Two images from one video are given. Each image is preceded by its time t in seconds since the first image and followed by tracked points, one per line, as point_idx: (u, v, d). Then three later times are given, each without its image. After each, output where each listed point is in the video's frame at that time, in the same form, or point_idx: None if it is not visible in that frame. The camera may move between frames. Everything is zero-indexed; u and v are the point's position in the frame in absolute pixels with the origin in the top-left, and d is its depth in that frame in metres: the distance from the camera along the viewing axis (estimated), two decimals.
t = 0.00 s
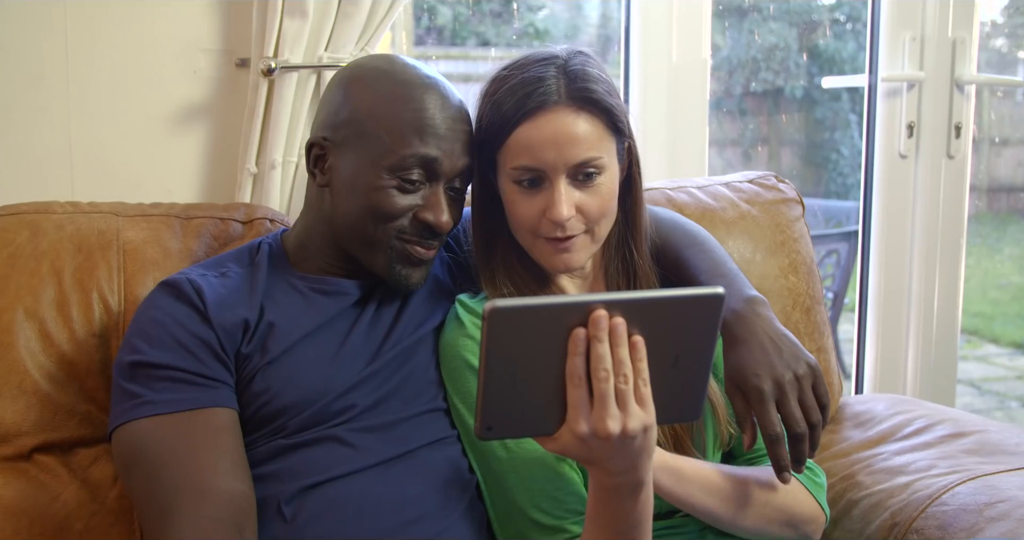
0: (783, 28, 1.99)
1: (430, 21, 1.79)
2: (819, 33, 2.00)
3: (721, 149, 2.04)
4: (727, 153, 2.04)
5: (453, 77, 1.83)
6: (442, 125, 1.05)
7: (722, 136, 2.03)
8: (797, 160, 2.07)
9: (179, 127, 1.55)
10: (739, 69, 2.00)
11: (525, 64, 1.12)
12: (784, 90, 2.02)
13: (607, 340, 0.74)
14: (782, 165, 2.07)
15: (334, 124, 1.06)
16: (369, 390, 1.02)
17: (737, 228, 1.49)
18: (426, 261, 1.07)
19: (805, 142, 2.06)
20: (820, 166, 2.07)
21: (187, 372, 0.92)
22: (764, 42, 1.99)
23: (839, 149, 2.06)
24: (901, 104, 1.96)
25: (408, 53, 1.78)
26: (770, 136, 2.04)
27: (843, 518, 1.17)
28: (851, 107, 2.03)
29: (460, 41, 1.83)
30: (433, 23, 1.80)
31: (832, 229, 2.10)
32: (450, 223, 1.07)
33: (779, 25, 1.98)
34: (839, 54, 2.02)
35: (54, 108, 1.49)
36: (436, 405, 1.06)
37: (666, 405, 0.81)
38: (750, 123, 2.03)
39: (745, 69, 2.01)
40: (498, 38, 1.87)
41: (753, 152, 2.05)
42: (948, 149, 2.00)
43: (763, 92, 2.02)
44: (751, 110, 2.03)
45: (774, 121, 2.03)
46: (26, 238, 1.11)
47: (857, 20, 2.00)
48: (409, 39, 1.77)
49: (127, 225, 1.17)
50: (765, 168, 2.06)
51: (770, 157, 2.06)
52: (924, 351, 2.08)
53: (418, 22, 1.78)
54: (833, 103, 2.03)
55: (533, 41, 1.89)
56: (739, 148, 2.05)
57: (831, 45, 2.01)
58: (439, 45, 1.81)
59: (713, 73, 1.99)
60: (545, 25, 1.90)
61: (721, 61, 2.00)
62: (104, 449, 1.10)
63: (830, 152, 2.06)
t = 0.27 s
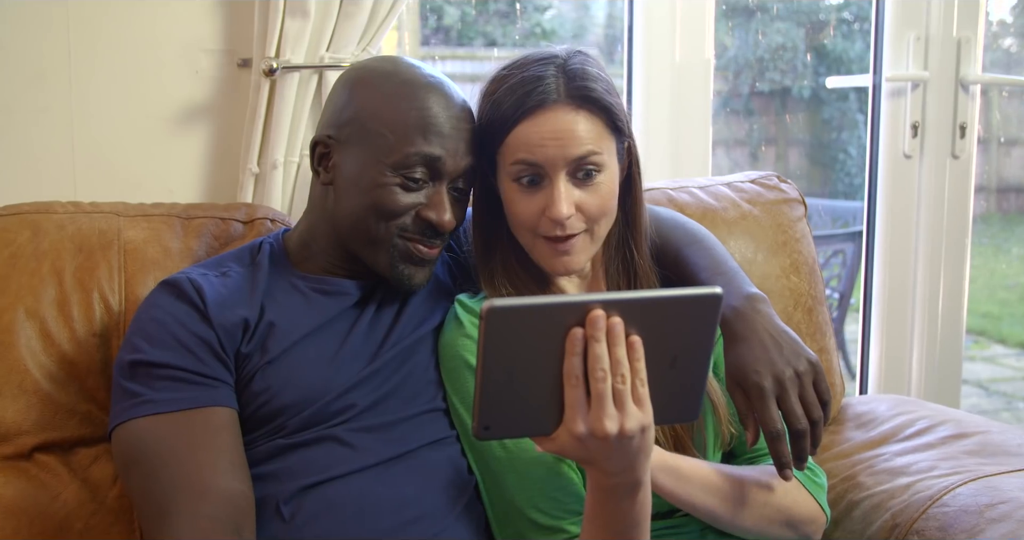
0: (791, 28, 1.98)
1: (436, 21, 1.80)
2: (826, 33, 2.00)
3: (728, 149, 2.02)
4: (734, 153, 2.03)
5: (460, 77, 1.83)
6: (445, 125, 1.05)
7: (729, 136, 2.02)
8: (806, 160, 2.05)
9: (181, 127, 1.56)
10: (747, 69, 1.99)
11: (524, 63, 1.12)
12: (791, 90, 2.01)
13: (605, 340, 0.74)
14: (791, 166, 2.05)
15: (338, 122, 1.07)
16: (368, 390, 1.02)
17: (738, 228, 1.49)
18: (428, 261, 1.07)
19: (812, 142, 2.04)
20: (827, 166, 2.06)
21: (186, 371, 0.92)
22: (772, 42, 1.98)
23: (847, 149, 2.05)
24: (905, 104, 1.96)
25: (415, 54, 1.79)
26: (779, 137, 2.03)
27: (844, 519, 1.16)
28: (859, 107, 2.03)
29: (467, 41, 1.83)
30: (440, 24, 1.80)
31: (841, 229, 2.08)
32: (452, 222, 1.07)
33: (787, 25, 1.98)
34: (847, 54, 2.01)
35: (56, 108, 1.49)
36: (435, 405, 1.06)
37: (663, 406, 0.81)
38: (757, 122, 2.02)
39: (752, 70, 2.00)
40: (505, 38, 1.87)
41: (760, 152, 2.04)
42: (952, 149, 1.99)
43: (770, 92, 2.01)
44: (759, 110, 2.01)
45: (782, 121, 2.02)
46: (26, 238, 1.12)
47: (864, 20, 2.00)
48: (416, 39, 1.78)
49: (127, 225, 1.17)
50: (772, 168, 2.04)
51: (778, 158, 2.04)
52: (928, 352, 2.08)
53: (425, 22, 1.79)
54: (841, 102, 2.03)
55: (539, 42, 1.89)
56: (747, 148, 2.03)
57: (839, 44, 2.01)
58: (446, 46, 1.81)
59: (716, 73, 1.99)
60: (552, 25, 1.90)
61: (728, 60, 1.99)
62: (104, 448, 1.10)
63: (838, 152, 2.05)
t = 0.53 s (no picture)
0: (802, 28, 1.98)
1: (447, 22, 1.80)
2: (837, 33, 1.99)
3: (740, 149, 2.03)
4: (745, 153, 2.03)
5: (469, 77, 1.83)
6: (447, 122, 1.05)
7: (742, 136, 2.02)
8: (817, 160, 2.05)
9: (187, 127, 1.56)
10: (758, 69, 1.99)
11: (529, 61, 1.13)
12: (802, 90, 2.01)
13: (605, 346, 0.74)
14: (801, 166, 2.04)
15: (341, 120, 1.07)
16: (371, 390, 1.02)
17: (744, 228, 1.49)
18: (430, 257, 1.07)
19: (823, 142, 2.04)
20: (839, 166, 2.05)
21: (189, 370, 0.92)
22: (784, 41, 1.98)
23: (859, 149, 2.04)
24: (913, 104, 1.95)
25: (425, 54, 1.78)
26: (790, 137, 2.03)
27: (848, 520, 1.16)
28: (871, 107, 2.02)
29: (477, 41, 1.83)
30: (450, 24, 1.80)
31: (851, 229, 2.08)
32: (455, 219, 1.07)
33: (798, 24, 1.98)
34: (858, 54, 2.01)
35: (62, 108, 1.50)
36: (438, 405, 1.06)
37: (665, 412, 0.81)
38: (769, 122, 2.02)
39: (763, 70, 1.99)
40: (515, 38, 1.87)
41: (772, 152, 2.03)
42: (961, 148, 1.98)
43: (781, 92, 2.00)
44: (770, 110, 2.01)
45: (792, 121, 2.02)
46: (32, 238, 1.12)
47: (875, 19, 1.99)
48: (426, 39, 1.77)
49: (132, 225, 1.18)
50: (783, 169, 2.04)
51: (789, 158, 2.04)
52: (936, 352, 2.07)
53: (435, 22, 1.79)
54: (853, 102, 2.02)
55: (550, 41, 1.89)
56: (758, 148, 2.03)
57: (850, 44, 2.00)
58: (456, 46, 1.81)
59: (723, 73, 1.98)
60: (562, 25, 1.90)
61: (739, 60, 1.98)
62: (108, 447, 1.11)
63: (849, 152, 2.04)
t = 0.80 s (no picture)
0: (811, 28, 1.98)
1: (455, 22, 1.80)
2: (846, 32, 1.99)
3: (749, 149, 2.03)
4: (754, 153, 2.03)
5: (476, 77, 1.83)
6: (448, 111, 1.05)
7: (750, 136, 2.02)
8: (825, 160, 2.05)
9: (191, 128, 1.57)
10: (767, 69, 1.99)
11: (535, 60, 1.13)
12: (811, 90, 2.01)
13: (609, 341, 0.74)
14: (811, 167, 2.05)
15: (344, 112, 1.08)
16: (375, 388, 1.02)
17: (748, 228, 1.48)
18: (429, 247, 1.06)
19: (831, 142, 2.04)
20: (847, 166, 2.06)
21: (182, 368, 0.93)
22: (793, 40, 1.98)
23: (868, 149, 2.04)
24: (920, 103, 1.94)
25: (433, 54, 1.78)
26: (798, 137, 2.03)
27: (852, 521, 1.15)
28: (880, 107, 2.02)
29: (485, 41, 1.84)
30: (458, 24, 1.80)
31: (859, 230, 2.08)
32: (456, 205, 1.07)
33: (807, 24, 1.97)
34: (867, 53, 2.00)
35: (67, 108, 1.51)
36: (441, 405, 1.06)
37: (668, 409, 0.81)
38: (778, 122, 2.02)
39: (773, 69, 1.99)
40: (523, 38, 1.87)
41: (781, 153, 2.04)
42: (968, 148, 1.97)
43: (790, 92, 2.00)
44: (778, 110, 2.01)
45: (801, 121, 2.02)
46: (36, 237, 1.13)
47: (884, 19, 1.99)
48: (434, 39, 1.78)
49: (136, 224, 1.18)
50: (792, 169, 2.04)
51: (798, 158, 2.04)
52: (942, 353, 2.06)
53: (444, 22, 1.79)
54: (862, 102, 2.02)
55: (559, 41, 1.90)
56: (766, 148, 2.03)
57: (859, 44, 2.00)
58: (465, 46, 1.82)
59: (728, 73, 1.98)
60: (571, 25, 1.90)
61: (748, 60, 1.98)
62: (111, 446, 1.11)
63: (859, 152, 2.04)
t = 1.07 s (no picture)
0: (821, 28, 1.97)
1: (465, 22, 1.80)
2: (857, 32, 1.98)
3: (759, 149, 2.03)
4: (764, 154, 2.03)
5: (485, 78, 1.83)
6: (454, 111, 1.05)
7: (759, 136, 2.02)
8: (835, 160, 2.04)
9: (196, 128, 1.57)
10: (777, 69, 1.98)
11: (536, 61, 1.13)
12: (822, 89, 2.00)
13: (605, 342, 0.74)
14: (821, 167, 2.04)
15: (349, 111, 1.08)
16: (369, 386, 1.01)
17: (752, 228, 1.48)
18: (433, 245, 1.06)
19: (841, 142, 2.03)
20: (859, 166, 2.05)
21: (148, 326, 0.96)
22: (802, 40, 1.97)
23: (879, 150, 2.03)
24: (927, 103, 1.94)
25: (442, 55, 1.79)
26: (808, 137, 2.02)
27: (855, 522, 1.15)
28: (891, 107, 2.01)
29: (494, 41, 1.83)
30: (467, 24, 1.80)
31: (867, 229, 2.08)
32: (464, 203, 1.07)
33: (818, 24, 1.97)
34: (878, 53, 2.00)
35: (73, 108, 1.51)
36: (443, 405, 1.06)
37: (666, 410, 0.80)
38: (788, 122, 2.02)
39: (783, 70, 1.98)
40: (532, 38, 1.87)
41: (791, 153, 2.03)
42: (976, 148, 1.96)
43: (801, 92, 2.00)
44: (789, 110, 2.01)
45: (812, 121, 2.02)
46: (41, 237, 1.13)
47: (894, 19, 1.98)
48: (443, 39, 1.78)
49: (140, 223, 1.19)
50: (802, 169, 2.04)
51: (808, 158, 2.04)
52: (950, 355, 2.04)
53: (453, 22, 1.79)
54: (872, 102, 2.01)
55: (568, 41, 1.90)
56: (776, 148, 2.03)
57: (870, 44, 1.99)
58: (474, 46, 1.82)
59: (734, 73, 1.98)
60: (580, 25, 1.90)
61: (758, 60, 1.98)
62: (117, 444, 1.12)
63: (870, 152, 2.03)
